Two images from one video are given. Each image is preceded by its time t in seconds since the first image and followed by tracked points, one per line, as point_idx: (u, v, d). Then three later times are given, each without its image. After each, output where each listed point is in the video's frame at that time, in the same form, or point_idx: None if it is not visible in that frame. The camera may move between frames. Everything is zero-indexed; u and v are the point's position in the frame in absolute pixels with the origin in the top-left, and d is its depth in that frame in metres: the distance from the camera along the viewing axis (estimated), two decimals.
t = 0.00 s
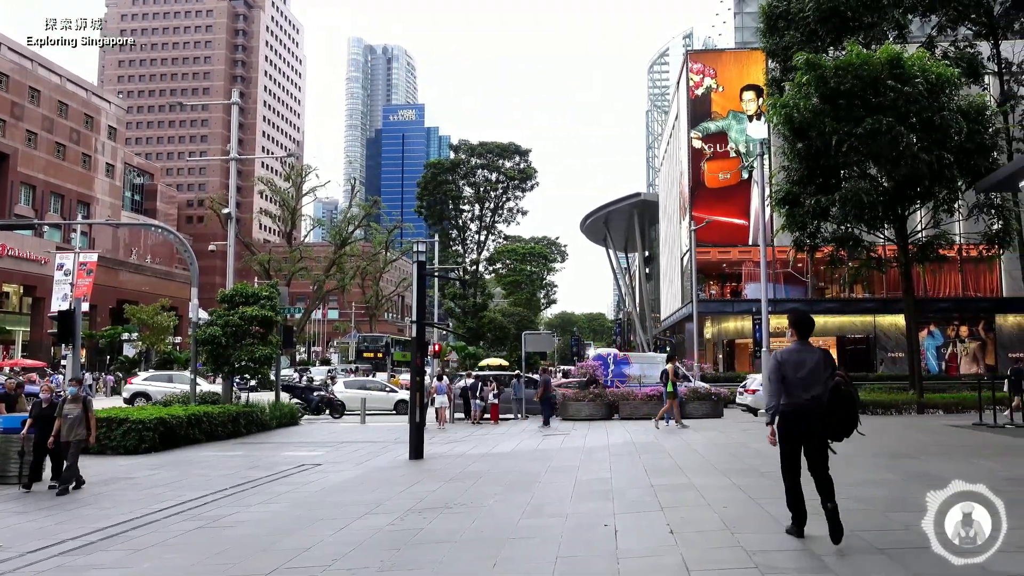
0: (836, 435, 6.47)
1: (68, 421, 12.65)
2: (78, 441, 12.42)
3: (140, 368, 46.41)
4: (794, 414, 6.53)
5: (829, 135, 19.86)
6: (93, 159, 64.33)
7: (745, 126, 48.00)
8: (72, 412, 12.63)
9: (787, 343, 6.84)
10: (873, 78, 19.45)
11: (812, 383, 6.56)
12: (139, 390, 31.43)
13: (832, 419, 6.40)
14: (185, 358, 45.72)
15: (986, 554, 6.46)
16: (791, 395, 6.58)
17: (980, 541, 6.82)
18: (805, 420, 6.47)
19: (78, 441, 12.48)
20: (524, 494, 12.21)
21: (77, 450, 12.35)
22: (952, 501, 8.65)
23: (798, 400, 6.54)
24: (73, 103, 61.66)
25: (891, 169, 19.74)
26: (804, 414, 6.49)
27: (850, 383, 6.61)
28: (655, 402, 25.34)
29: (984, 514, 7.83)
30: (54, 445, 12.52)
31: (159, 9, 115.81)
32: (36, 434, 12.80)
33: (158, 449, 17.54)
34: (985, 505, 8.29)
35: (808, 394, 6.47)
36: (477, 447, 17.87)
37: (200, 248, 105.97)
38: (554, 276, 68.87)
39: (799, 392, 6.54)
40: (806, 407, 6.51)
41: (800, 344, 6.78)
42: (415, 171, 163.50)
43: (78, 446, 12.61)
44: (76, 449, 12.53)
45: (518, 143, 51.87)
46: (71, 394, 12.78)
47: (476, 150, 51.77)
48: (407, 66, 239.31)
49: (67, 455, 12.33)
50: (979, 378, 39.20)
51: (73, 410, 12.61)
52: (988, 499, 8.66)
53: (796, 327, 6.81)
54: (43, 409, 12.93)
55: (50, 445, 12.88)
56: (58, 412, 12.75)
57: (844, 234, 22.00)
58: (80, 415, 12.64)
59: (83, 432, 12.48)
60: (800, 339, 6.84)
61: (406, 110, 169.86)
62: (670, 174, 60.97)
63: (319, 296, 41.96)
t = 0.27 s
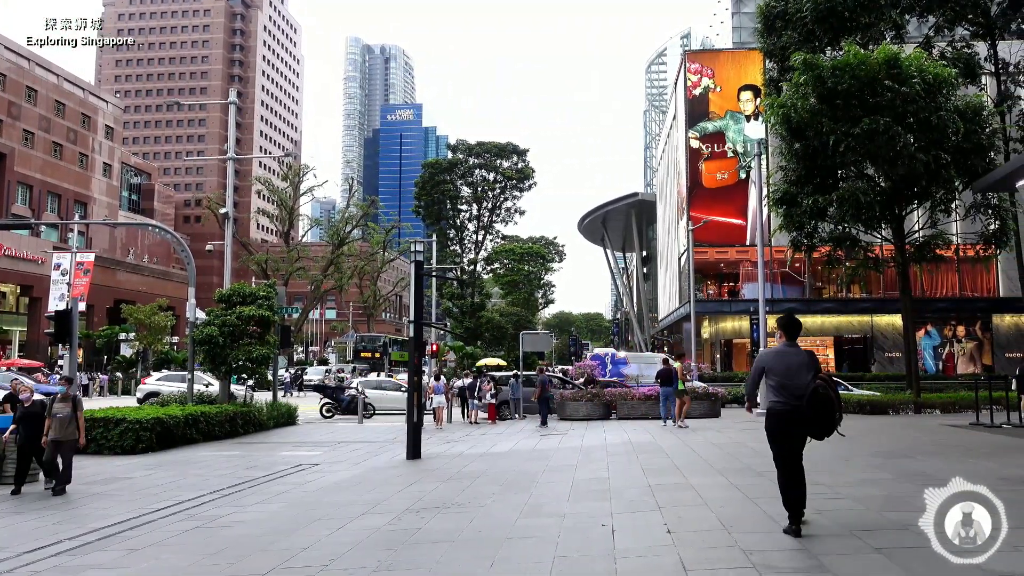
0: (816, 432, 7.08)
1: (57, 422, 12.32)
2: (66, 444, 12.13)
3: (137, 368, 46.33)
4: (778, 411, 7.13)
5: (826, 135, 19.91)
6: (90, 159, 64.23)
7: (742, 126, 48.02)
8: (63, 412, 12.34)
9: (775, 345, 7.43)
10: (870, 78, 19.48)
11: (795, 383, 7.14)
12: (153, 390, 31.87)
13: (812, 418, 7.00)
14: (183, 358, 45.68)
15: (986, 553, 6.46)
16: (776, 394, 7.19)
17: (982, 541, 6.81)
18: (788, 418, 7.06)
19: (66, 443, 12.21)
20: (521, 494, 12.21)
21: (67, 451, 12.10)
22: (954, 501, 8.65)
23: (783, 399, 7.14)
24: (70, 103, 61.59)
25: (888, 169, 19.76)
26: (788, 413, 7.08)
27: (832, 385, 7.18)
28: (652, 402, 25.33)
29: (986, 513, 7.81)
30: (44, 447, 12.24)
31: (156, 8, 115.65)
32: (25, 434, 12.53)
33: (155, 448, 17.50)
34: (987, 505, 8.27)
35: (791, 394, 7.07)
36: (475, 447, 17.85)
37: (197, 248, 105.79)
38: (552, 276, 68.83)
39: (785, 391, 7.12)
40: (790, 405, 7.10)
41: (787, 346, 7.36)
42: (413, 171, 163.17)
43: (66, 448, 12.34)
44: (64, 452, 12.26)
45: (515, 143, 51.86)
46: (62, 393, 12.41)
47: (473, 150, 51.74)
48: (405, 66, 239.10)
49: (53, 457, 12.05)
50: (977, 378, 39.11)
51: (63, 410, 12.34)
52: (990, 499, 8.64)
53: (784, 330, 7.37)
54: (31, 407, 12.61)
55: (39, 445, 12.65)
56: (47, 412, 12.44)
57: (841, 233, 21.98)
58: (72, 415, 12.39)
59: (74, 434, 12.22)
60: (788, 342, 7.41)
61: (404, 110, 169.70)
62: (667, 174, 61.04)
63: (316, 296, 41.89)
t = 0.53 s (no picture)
0: (801, 431, 7.30)
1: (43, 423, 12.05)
2: (51, 447, 11.88)
3: (134, 368, 46.27)
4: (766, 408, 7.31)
5: (825, 135, 19.96)
6: (87, 159, 64.14)
7: (740, 126, 48.04)
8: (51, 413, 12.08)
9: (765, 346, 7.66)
10: (868, 79, 19.53)
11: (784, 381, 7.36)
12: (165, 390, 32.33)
13: (799, 416, 7.20)
14: (181, 357, 45.73)
15: (986, 553, 6.47)
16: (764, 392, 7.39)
17: (983, 541, 6.82)
18: (775, 415, 7.25)
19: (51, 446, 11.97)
20: (520, 494, 12.20)
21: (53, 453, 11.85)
22: (954, 501, 8.67)
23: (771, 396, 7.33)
24: (67, 102, 61.56)
25: (886, 170, 19.80)
26: (775, 411, 7.25)
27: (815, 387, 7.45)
28: (650, 403, 25.34)
29: (987, 514, 7.84)
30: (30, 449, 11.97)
31: (154, 8, 115.50)
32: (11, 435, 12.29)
33: (153, 449, 17.48)
34: (988, 505, 8.30)
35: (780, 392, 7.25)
36: (473, 447, 17.86)
37: (194, 248, 105.66)
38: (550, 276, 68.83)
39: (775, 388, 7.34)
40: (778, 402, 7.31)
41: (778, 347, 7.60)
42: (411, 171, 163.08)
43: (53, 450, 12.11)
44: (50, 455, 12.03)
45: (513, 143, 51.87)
46: (48, 394, 12.14)
47: (471, 150, 51.75)
48: (403, 66, 238.97)
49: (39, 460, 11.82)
50: (974, 378, 39.19)
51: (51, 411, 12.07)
52: (990, 500, 8.67)
53: (774, 333, 7.61)
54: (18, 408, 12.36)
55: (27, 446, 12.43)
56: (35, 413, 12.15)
57: (839, 234, 21.98)
58: (60, 416, 12.16)
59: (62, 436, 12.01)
60: (778, 345, 7.65)
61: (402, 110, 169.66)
62: (665, 174, 61.14)
63: (314, 296, 41.84)
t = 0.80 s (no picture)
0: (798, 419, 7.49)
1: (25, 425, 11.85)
2: (33, 450, 11.70)
3: (132, 368, 46.24)
4: (761, 406, 7.65)
5: (822, 135, 20.00)
6: (84, 158, 63.97)
7: (738, 126, 48.09)
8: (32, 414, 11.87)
9: (751, 346, 7.93)
10: (866, 79, 19.55)
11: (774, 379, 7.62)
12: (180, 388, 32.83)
13: (793, 409, 7.43)
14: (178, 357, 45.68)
15: (987, 553, 6.48)
16: (756, 391, 7.68)
17: (983, 541, 6.83)
18: (770, 412, 7.58)
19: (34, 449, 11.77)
20: (518, 494, 12.21)
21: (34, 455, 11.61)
22: (954, 502, 8.68)
23: (763, 395, 7.65)
24: (65, 102, 61.49)
25: (884, 170, 19.81)
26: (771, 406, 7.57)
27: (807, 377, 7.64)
28: (648, 403, 25.35)
29: (987, 513, 7.85)
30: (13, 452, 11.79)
31: (152, 8, 115.38)
32: None
33: (150, 449, 17.46)
34: (988, 504, 8.31)
35: (771, 391, 7.54)
36: (471, 447, 17.87)
37: (192, 248, 105.55)
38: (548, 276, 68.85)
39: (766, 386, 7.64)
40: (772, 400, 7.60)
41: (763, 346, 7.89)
42: (409, 171, 163.00)
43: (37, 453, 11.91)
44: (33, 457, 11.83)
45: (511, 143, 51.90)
46: (31, 395, 12.00)
47: (470, 150, 51.79)
48: (401, 66, 238.90)
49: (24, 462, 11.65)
50: (971, 378, 39.24)
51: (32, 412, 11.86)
52: (989, 500, 8.69)
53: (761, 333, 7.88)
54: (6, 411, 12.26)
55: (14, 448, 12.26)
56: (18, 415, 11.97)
57: (836, 234, 21.99)
58: (41, 417, 11.93)
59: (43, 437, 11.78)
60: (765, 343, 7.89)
61: (400, 110, 169.59)
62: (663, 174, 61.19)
63: (312, 295, 41.82)
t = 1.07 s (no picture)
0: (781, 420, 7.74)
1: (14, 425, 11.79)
2: (19, 446, 11.56)
3: (130, 369, 46.18)
4: (748, 407, 7.83)
5: (820, 136, 20.05)
6: (82, 158, 63.90)
7: (736, 126, 48.15)
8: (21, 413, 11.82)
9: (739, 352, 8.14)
10: (864, 79, 19.59)
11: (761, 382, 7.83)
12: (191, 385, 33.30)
13: (781, 410, 7.63)
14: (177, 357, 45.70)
15: (987, 553, 6.49)
16: (746, 393, 7.86)
17: (983, 541, 6.84)
18: (758, 413, 7.74)
19: (21, 446, 11.62)
20: (516, 494, 12.21)
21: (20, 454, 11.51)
22: (955, 502, 8.69)
23: (752, 397, 7.82)
24: (62, 101, 61.42)
25: (881, 170, 19.83)
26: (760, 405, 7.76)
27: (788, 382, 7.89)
28: (647, 403, 25.35)
29: (987, 513, 7.86)
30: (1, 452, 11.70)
31: (150, 7, 115.26)
32: None
33: (148, 449, 17.43)
34: (989, 505, 8.33)
35: (759, 391, 7.71)
36: (469, 447, 17.86)
37: (190, 248, 105.47)
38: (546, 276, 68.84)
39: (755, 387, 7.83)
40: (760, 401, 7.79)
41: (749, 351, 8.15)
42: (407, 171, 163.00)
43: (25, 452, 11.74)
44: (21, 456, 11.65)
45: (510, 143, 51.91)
46: (18, 396, 11.98)
47: (468, 150, 51.82)
48: (399, 66, 238.92)
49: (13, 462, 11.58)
50: (968, 378, 39.34)
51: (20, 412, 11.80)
52: (990, 500, 8.71)
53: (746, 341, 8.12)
54: None
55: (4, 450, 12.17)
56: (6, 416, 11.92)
57: (834, 234, 22.00)
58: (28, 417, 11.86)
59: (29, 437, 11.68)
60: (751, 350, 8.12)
61: (398, 110, 169.54)
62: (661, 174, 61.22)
63: (310, 295, 41.79)
